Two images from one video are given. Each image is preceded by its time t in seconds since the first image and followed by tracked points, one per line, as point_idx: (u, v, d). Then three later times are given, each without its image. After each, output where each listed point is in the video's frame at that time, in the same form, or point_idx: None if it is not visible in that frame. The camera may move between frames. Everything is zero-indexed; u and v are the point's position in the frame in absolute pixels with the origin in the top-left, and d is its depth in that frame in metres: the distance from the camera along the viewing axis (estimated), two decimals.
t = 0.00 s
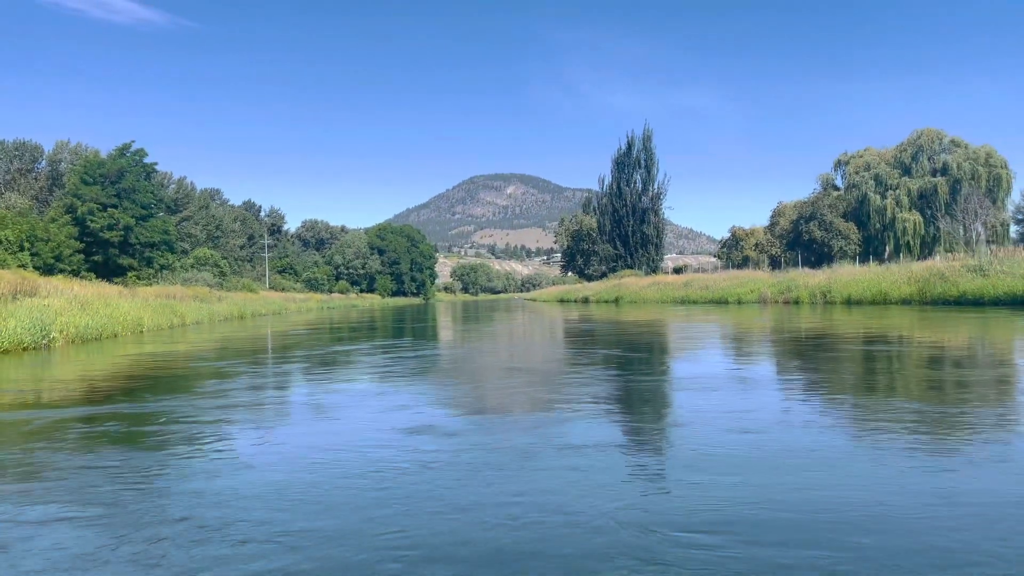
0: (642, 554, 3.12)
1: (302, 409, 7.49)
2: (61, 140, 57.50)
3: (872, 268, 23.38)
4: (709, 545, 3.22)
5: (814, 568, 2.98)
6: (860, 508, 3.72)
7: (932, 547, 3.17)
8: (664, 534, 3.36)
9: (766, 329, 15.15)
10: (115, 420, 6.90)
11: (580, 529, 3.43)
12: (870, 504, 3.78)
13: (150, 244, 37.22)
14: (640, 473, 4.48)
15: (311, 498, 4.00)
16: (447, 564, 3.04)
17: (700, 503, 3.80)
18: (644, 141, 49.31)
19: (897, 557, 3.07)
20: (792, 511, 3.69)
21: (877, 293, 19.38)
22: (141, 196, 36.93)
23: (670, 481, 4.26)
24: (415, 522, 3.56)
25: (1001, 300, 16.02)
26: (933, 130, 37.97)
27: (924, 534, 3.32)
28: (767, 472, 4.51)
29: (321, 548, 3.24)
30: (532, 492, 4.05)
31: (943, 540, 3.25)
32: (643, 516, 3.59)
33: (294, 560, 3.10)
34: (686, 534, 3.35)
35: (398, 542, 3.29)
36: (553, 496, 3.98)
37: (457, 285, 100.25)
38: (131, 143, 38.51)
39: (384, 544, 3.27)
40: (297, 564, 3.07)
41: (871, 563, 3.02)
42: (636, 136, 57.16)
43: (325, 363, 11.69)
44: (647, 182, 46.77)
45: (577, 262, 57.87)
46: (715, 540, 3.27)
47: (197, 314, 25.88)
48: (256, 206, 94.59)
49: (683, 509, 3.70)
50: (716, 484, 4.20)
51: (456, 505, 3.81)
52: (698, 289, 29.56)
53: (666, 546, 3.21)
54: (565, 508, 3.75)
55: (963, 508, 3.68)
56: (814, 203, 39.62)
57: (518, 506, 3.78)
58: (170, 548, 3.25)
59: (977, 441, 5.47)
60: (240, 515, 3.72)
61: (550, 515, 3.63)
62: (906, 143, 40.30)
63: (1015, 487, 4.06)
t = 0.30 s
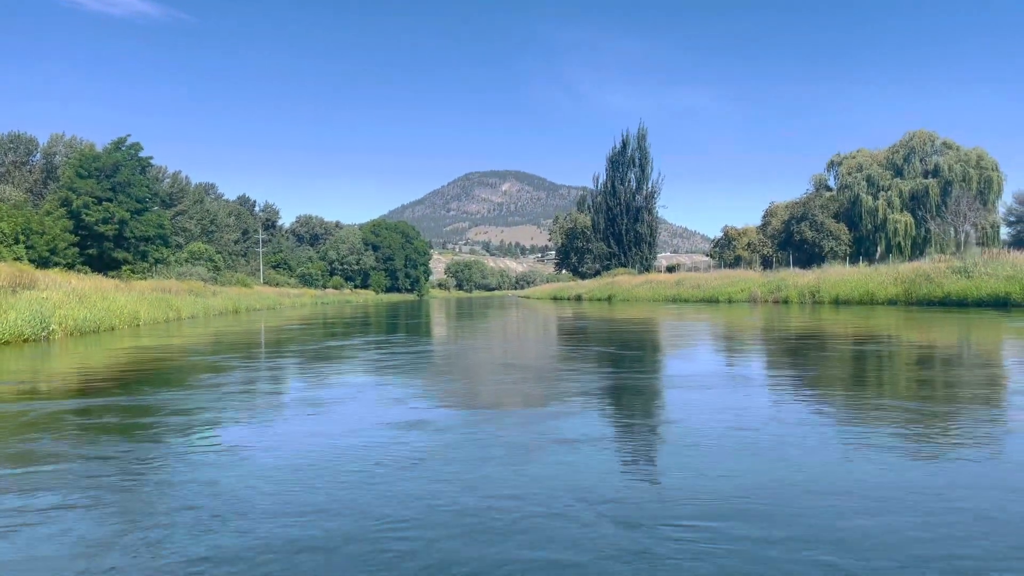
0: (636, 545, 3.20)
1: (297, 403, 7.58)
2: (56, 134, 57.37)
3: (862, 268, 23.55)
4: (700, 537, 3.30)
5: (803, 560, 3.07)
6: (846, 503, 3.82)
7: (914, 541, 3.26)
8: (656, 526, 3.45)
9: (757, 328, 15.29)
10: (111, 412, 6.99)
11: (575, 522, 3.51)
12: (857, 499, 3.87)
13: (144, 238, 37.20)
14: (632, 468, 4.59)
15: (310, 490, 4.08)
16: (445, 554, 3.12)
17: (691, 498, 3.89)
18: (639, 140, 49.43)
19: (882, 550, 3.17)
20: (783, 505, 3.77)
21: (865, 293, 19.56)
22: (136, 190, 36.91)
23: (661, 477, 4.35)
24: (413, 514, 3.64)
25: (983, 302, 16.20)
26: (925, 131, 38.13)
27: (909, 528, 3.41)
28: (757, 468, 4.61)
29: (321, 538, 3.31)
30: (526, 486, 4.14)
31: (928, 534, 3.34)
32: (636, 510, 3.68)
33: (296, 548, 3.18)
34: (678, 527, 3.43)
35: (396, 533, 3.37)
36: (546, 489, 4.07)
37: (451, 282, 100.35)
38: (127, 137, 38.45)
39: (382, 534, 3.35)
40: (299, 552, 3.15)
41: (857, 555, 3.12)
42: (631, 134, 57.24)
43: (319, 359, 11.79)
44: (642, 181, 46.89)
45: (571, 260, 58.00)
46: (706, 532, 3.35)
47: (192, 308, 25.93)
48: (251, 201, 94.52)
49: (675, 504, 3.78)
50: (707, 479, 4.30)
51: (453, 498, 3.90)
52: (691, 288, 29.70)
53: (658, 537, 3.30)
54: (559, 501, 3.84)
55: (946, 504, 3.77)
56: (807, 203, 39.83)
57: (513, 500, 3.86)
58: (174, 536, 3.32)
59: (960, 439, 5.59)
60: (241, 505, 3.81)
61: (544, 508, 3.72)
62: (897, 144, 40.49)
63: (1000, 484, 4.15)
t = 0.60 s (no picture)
0: (628, 538, 3.30)
1: (297, 390, 7.69)
2: (62, 114, 57.42)
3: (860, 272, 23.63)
4: (690, 533, 3.40)
5: (790, 557, 3.17)
6: (834, 504, 3.92)
7: (898, 542, 3.35)
8: (648, 521, 3.54)
9: (753, 329, 15.40)
10: (111, 393, 7.10)
11: (571, 514, 3.61)
12: (844, 501, 3.98)
13: (147, 221, 37.29)
14: (626, 464, 4.69)
15: (311, 476, 4.18)
16: (443, 539, 3.22)
17: (682, 495, 3.99)
18: (643, 137, 49.46)
19: (867, 550, 3.27)
20: (774, 505, 3.86)
21: (859, 298, 19.68)
22: (140, 173, 36.98)
23: (655, 475, 4.43)
24: (411, 502, 3.73)
25: (973, 309, 16.31)
26: (928, 137, 38.13)
27: (893, 530, 3.51)
28: (748, 468, 4.71)
29: (322, 521, 3.41)
30: (522, 478, 4.23)
31: (912, 536, 3.43)
32: (631, 505, 3.77)
33: (299, 530, 3.29)
34: (669, 522, 3.53)
35: (395, 519, 3.47)
36: (542, 482, 4.17)
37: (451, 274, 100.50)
38: (133, 120, 38.52)
39: (381, 521, 3.45)
40: (302, 534, 3.26)
41: (843, 554, 3.22)
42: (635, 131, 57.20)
43: (318, 346, 11.90)
44: (644, 179, 46.92)
45: (572, 256, 58.09)
46: (697, 528, 3.45)
47: (194, 292, 26.04)
48: (254, 187, 94.61)
49: (667, 500, 3.88)
50: (698, 477, 4.40)
51: (451, 488, 4.00)
52: (690, 287, 29.81)
53: (651, 532, 3.39)
54: (553, 494, 3.94)
55: (930, 507, 3.86)
56: (807, 206, 39.95)
57: (509, 492, 3.96)
58: (181, 515, 3.43)
59: (944, 445, 5.70)
60: (245, 488, 3.91)
61: (540, 500, 3.82)
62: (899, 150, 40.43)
63: (984, 490, 4.26)
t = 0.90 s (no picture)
0: (630, 530, 3.42)
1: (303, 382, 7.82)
2: (71, 104, 57.63)
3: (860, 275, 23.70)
4: (690, 526, 3.52)
5: (787, 549, 3.29)
6: (830, 501, 4.04)
7: (892, 538, 3.47)
8: (650, 514, 3.66)
9: (754, 329, 15.51)
10: (121, 382, 7.22)
11: (576, 508, 3.72)
12: (840, 499, 4.09)
13: (154, 212, 37.51)
14: (625, 460, 4.82)
15: (321, 467, 4.32)
16: (452, 529, 3.34)
17: (683, 491, 4.11)
18: (649, 135, 49.48)
19: (862, 544, 3.38)
20: (773, 501, 3.98)
21: (857, 300, 19.77)
22: (148, 163, 37.18)
23: (655, 471, 4.55)
24: (420, 494, 3.85)
25: (970, 313, 16.40)
26: (932, 141, 38.08)
27: (887, 526, 3.62)
28: (746, 466, 4.83)
29: (336, 510, 3.54)
30: (526, 473, 4.36)
31: (906, 533, 3.54)
32: (634, 499, 3.89)
33: (316, 518, 3.42)
34: (670, 516, 3.65)
35: (405, 510, 3.59)
36: (545, 476, 4.29)
37: (455, 270, 100.84)
38: (141, 110, 38.67)
39: (393, 510, 3.57)
40: (318, 521, 3.38)
41: (838, 548, 3.34)
42: (640, 129, 57.15)
43: (323, 339, 12.04)
44: (649, 177, 46.98)
45: (575, 253, 58.19)
46: (698, 522, 3.56)
47: (200, 283, 26.25)
48: (260, 179, 94.94)
49: (668, 496, 4.00)
50: (698, 475, 4.53)
51: (458, 481, 4.12)
52: (691, 286, 29.93)
53: (654, 525, 3.51)
54: (557, 488, 4.05)
55: (925, 507, 3.97)
56: (810, 207, 40.07)
57: (514, 485, 4.08)
58: (201, 502, 3.55)
59: (936, 446, 5.82)
60: (260, 478, 4.03)
61: (544, 494, 3.94)
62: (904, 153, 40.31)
63: (977, 490, 4.37)
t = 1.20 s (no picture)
0: (636, 524, 3.49)
1: (309, 378, 7.93)
2: (78, 100, 57.82)
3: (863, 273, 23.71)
4: (696, 522, 3.59)
5: (789, 543, 3.36)
6: (830, 498, 4.11)
7: (889, 533, 3.54)
8: (655, 509, 3.74)
9: (757, 327, 15.56)
10: (128, 376, 7.34)
11: (580, 502, 3.79)
12: (843, 495, 4.16)
13: (161, 207, 37.68)
14: (628, 457, 4.90)
15: (334, 461, 4.41)
16: (460, 522, 3.41)
17: (686, 486, 4.18)
18: (654, 133, 49.49)
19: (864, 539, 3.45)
20: (773, 498, 4.05)
21: (858, 299, 19.82)
22: (155, 159, 37.33)
23: (660, 468, 4.64)
24: (428, 488, 3.92)
25: (968, 312, 16.45)
26: (937, 139, 38.02)
27: (887, 521, 3.71)
28: (748, 464, 4.89)
29: (346, 503, 3.62)
30: (530, 469, 4.42)
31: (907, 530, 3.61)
32: (637, 495, 3.95)
33: (326, 510, 3.50)
34: (674, 510, 3.73)
35: (412, 503, 3.67)
36: (549, 472, 4.36)
37: (460, 266, 100.98)
38: (149, 107, 38.79)
39: (401, 503, 3.65)
40: (329, 513, 3.47)
41: (836, 542, 3.41)
42: (645, 127, 57.14)
43: (326, 334, 12.17)
44: (654, 175, 46.99)
45: (580, 250, 58.26)
46: (702, 518, 3.64)
47: (208, 279, 26.39)
48: (265, 175, 95.14)
49: (674, 492, 4.06)
50: (699, 471, 4.60)
51: (465, 476, 4.18)
52: (695, 283, 29.98)
53: (656, 519, 3.59)
54: (562, 483, 4.13)
55: (925, 502, 4.06)
56: (814, 206, 40.10)
57: (520, 480, 4.17)
58: (216, 497, 3.62)
59: (933, 443, 5.90)
60: (271, 471, 4.13)
61: (549, 490, 4.00)
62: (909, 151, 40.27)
63: (977, 487, 4.44)
